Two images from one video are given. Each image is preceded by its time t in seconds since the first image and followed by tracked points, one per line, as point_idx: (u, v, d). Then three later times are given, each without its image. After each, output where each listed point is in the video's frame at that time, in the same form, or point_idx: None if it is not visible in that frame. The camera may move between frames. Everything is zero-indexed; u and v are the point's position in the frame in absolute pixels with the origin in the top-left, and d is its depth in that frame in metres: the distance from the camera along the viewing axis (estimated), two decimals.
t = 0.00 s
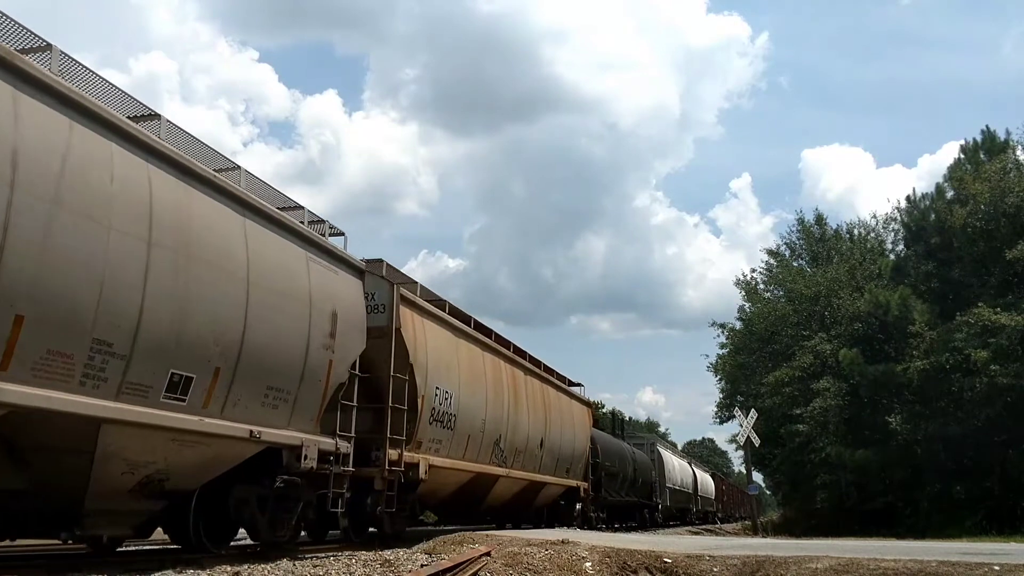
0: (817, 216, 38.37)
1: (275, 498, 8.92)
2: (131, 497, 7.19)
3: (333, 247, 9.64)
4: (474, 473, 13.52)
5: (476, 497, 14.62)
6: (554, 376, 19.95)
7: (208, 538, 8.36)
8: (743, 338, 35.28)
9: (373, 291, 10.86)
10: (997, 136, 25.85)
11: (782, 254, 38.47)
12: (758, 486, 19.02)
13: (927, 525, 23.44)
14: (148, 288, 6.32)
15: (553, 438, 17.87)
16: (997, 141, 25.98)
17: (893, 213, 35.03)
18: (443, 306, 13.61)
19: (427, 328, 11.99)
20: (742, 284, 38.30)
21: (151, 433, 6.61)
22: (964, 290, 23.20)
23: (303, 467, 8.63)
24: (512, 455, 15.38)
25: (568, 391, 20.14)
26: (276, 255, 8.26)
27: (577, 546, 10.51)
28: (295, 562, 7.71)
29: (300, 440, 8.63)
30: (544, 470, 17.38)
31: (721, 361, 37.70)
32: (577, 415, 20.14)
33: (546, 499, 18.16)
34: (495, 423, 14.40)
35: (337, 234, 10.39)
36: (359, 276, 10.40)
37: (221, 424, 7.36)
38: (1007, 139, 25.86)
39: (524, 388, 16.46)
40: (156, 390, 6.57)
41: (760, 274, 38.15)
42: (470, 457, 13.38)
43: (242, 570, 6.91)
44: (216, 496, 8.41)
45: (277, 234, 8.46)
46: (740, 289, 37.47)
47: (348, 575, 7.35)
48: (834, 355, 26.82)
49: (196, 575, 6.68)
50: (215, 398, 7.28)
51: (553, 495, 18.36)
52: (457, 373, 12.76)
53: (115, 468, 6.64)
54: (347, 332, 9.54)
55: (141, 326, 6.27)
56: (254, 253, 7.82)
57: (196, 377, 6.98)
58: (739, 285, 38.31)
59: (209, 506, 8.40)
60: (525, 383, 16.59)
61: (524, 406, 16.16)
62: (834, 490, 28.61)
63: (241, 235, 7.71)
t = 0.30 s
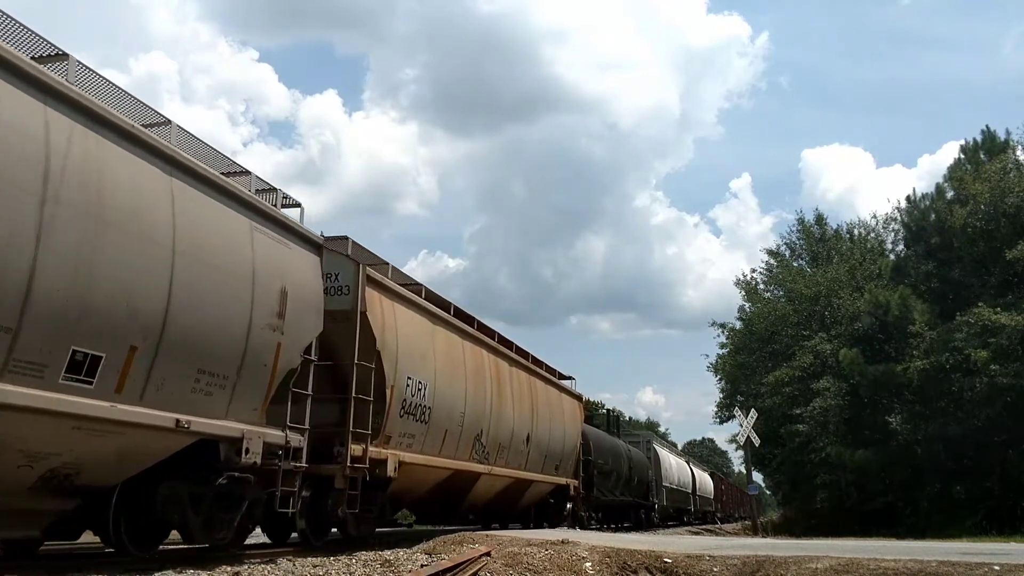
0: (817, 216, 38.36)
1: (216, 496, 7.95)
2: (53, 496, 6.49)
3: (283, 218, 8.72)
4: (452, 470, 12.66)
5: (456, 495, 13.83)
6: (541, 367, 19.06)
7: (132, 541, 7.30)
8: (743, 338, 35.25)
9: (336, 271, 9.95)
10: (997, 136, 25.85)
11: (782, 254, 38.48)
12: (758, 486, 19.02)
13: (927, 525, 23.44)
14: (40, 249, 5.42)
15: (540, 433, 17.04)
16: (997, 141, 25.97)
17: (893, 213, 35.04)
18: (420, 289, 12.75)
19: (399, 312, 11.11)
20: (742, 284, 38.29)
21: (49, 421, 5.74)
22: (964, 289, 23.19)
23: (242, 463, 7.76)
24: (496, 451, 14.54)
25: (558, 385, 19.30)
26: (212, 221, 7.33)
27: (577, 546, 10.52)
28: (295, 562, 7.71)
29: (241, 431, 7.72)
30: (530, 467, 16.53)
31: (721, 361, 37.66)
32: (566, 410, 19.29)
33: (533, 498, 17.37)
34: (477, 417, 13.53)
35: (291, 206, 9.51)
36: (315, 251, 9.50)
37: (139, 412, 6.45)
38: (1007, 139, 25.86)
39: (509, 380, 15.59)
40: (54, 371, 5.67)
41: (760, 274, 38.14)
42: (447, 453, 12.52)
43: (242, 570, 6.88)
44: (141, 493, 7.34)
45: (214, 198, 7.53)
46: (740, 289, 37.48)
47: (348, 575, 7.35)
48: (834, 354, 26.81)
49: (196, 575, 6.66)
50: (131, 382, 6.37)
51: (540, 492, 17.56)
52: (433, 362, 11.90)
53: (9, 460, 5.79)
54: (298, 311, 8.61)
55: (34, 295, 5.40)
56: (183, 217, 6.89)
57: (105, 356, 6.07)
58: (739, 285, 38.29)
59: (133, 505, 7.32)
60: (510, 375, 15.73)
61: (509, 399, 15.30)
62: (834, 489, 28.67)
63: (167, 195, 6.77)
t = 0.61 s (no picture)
0: (817, 216, 38.38)
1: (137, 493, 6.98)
2: None
3: (219, 180, 7.55)
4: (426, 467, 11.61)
5: (433, 493, 12.81)
6: (529, 358, 17.96)
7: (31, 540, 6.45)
8: (743, 338, 35.26)
9: (289, 246, 8.88)
10: (997, 136, 25.87)
11: (782, 254, 38.50)
12: (758, 485, 19.03)
13: (927, 525, 23.45)
14: None
15: (528, 428, 15.99)
16: (997, 141, 25.99)
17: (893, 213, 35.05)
18: (391, 270, 11.65)
19: (364, 294, 10.05)
20: (742, 284, 38.30)
21: None
22: (964, 290, 23.20)
23: (166, 456, 6.76)
24: (477, 446, 13.47)
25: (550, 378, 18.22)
26: (128, 180, 6.26)
27: (577, 546, 10.53)
28: (295, 562, 7.73)
29: (164, 421, 6.71)
30: (516, 463, 15.48)
31: (721, 361, 37.66)
32: (556, 403, 18.19)
33: (518, 497, 16.34)
34: (455, 409, 12.44)
35: (234, 168, 8.10)
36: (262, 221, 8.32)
37: (28, 398, 5.43)
38: (1007, 139, 25.88)
39: (493, 371, 14.50)
40: None
41: (760, 274, 38.15)
42: (421, 449, 11.48)
43: (242, 569, 6.89)
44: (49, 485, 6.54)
45: (133, 152, 6.42)
46: (741, 289, 37.50)
47: (348, 575, 7.36)
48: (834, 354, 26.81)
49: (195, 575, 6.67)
50: (17, 362, 5.36)
51: (527, 491, 16.54)
52: (404, 350, 10.82)
53: None
54: (236, 286, 7.51)
55: None
56: (85, 171, 5.80)
57: None
58: (739, 285, 38.31)
59: (35, 499, 6.52)
60: (494, 366, 14.64)
61: (492, 391, 14.22)
62: (834, 489, 28.67)
63: (69, 147, 5.72)
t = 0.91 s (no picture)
0: (817, 216, 38.39)
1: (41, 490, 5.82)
2: None
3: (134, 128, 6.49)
4: (393, 463, 10.70)
5: (404, 491, 11.97)
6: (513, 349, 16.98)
7: None
8: (743, 338, 35.24)
9: (231, 216, 8.25)
10: (997, 136, 25.87)
11: (782, 254, 38.51)
12: (759, 486, 19.01)
13: (927, 525, 23.43)
14: None
15: (510, 422, 15.06)
16: (997, 141, 25.99)
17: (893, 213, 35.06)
18: (353, 248, 10.70)
19: (321, 271, 9.14)
20: (742, 284, 38.31)
21: None
22: (964, 289, 23.20)
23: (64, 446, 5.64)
24: (453, 441, 12.53)
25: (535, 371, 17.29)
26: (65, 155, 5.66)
27: (576, 546, 10.53)
28: (295, 562, 7.72)
29: (62, 404, 5.65)
30: (497, 459, 14.57)
31: (721, 361, 37.64)
32: (542, 397, 17.26)
33: (501, 496, 15.50)
34: (427, 399, 11.50)
35: (161, 121, 7.15)
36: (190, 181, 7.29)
37: None
38: (1007, 139, 25.89)
39: (472, 361, 13.55)
40: None
41: (760, 274, 38.14)
42: (388, 443, 10.55)
43: (242, 569, 6.88)
44: None
45: (39, 96, 5.53)
46: (741, 289, 37.53)
47: (348, 575, 7.36)
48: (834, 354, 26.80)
49: (197, 575, 6.61)
50: None
51: (511, 489, 15.68)
52: (368, 334, 9.89)
53: None
54: (153, 251, 6.49)
55: None
56: (6, 131, 5.14)
57: None
58: (739, 285, 38.31)
59: None
60: (473, 355, 13.69)
61: (470, 382, 13.28)
62: (834, 489, 28.67)
63: (66, 142, 5.69)
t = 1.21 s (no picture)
0: (817, 216, 38.41)
1: None
2: None
3: (40, 71, 5.53)
4: (353, 458, 9.66)
5: (374, 488, 11.03)
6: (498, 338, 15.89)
7: None
8: (743, 338, 35.22)
9: (159, 175, 7.18)
10: (997, 136, 25.89)
11: (782, 254, 38.52)
12: (759, 486, 19.01)
13: (927, 525, 23.41)
14: None
15: (494, 416, 14.02)
16: (997, 141, 26.00)
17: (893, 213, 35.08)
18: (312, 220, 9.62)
19: (268, 243, 8.11)
20: (742, 284, 38.32)
21: None
22: (964, 290, 23.20)
23: None
24: (428, 435, 11.48)
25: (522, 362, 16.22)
26: None
27: (577, 546, 10.53)
28: (295, 562, 7.71)
29: None
30: (478, 456, 13.54)
31: (721, 361, 37.62)
32: (530, 390, 16.19)
33: (483, 494, 14.51)
34: (396, 389, 10.44)
35: (64, 63, 6.01)
36: (106, 131, 6.35)
37: None
38: (1007, 139, 25.90)
39: (450, 349, 12.48)
40: None
41: (760, 274, 38.15)
42: (349, 437, 9.52)
43: (242, 570, 6.87)
44: None
45: None
46: (741, 289, 37.54)
47: (348, 575, 7.35)
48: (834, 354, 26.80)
49: (196, 575, 6.59)
50: None
51: (495, 486, 14.69)
52: (325, 315, 8.86)
53: None
54: (52, 209, 5.56)
55: None
56: None
57: None
58: (739, 285, 38.33)
59: None
60: (452, 342, 12.62)
61: (448, 372, 12.22)
62: (834, 489, 28.68)
63: None
